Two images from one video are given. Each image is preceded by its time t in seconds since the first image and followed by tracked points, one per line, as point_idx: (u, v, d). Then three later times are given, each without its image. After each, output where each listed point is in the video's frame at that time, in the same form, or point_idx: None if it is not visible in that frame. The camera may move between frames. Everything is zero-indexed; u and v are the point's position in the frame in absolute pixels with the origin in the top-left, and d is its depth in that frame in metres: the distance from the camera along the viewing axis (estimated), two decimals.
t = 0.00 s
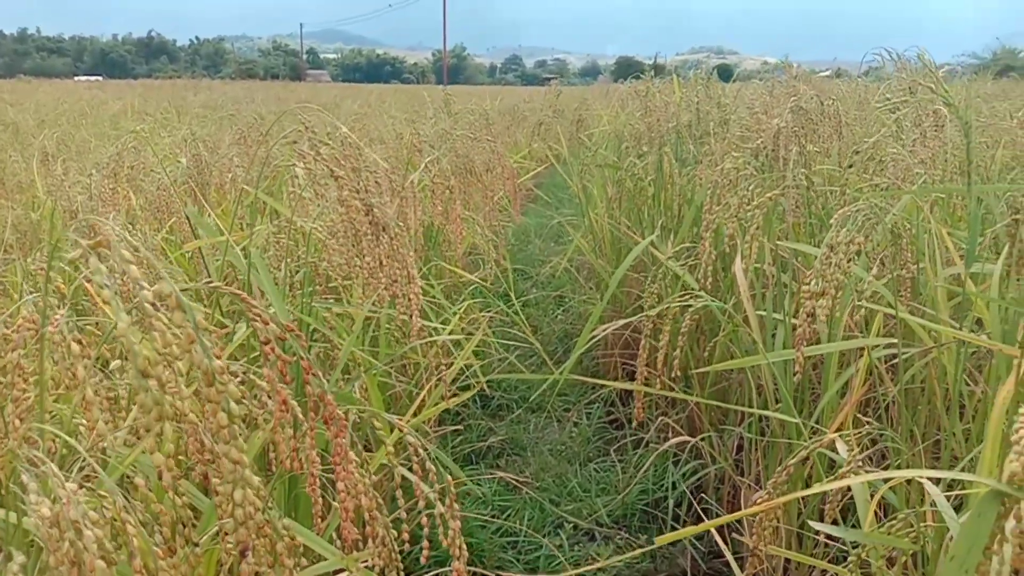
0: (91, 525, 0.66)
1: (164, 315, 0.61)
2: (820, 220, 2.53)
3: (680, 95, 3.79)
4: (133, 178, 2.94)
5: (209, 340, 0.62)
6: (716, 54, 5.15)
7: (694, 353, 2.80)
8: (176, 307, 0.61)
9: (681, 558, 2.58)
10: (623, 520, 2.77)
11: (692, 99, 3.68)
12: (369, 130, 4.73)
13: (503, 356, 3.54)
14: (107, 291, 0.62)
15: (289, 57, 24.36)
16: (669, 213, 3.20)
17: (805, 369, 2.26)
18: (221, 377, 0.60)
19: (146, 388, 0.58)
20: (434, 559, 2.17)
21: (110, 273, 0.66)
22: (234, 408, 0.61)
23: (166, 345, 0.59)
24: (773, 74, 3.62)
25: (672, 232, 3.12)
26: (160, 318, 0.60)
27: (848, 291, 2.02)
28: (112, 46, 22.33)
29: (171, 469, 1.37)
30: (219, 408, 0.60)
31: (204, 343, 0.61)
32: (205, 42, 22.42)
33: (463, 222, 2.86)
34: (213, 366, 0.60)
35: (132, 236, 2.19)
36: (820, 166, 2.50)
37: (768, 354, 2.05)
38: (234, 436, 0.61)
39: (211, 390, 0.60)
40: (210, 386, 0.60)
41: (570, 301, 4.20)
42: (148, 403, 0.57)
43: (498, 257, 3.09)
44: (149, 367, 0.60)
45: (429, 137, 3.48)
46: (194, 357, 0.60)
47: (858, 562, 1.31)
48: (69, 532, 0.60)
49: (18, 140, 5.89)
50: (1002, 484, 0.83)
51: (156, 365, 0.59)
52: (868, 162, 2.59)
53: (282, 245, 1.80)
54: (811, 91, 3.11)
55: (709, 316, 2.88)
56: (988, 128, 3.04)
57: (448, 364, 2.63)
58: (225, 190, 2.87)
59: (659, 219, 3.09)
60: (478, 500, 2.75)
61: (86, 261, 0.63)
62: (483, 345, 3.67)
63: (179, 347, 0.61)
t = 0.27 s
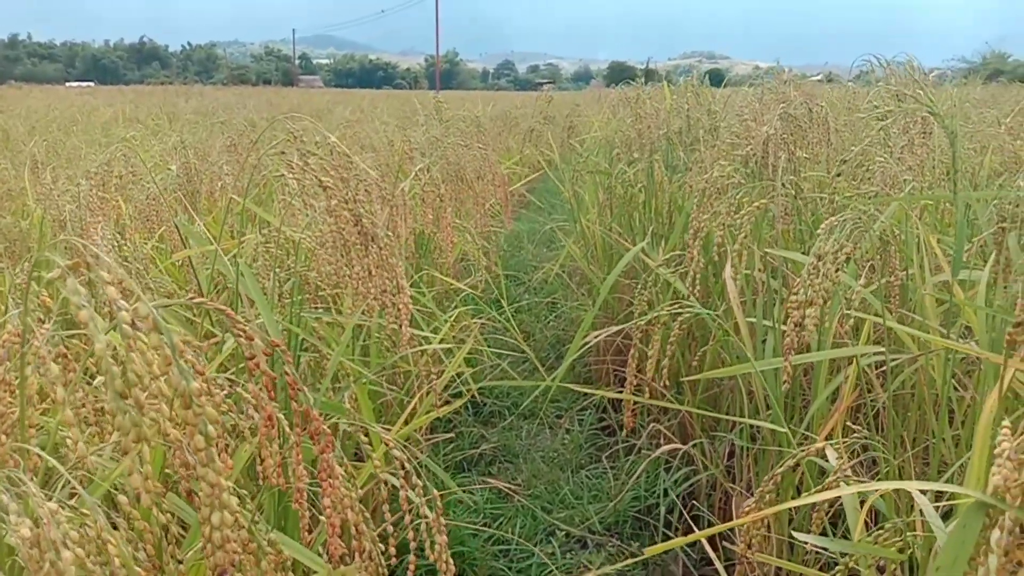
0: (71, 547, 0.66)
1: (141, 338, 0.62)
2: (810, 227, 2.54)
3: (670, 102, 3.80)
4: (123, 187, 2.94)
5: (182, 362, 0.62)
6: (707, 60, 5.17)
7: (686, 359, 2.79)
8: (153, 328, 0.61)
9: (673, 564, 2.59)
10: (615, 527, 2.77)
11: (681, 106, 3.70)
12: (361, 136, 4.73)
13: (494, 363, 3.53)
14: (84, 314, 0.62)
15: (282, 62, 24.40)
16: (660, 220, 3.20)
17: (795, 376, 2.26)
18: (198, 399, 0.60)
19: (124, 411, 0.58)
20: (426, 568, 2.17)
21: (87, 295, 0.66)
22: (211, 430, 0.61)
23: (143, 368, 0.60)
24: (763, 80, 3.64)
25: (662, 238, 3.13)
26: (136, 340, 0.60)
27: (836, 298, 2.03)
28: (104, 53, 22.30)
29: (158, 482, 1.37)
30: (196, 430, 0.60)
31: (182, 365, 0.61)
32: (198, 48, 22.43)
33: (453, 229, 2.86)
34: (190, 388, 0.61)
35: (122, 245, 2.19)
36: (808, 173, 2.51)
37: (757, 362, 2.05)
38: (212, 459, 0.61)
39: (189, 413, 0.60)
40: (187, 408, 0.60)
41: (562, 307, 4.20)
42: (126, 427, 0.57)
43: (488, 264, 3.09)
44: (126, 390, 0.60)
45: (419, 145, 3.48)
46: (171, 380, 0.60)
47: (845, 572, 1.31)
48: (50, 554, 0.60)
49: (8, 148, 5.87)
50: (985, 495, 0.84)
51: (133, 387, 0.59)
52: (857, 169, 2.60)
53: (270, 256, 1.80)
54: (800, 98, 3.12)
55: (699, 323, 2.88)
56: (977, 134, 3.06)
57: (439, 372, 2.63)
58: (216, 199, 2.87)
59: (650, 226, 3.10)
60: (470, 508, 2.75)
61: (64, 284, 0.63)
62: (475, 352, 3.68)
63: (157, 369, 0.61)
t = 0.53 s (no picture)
0: (58, 552, 0.66)
1: (129, 342, 0.62)
2: (799, 227, 2.55)
3: (661, 102, 3.81)
4: (113, 188, 2.94)
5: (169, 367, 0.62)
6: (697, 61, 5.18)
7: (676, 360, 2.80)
8: (139, 333, 0.61)
9: (664, 564, 2.59)
10: (606, 526, 2.78)
11: (672, 107, 3.70)
12: (352, 136, 4.73)
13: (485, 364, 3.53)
14: (71, 318, 0.62)
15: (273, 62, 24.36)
16: (650, 220, 3.21)
17: (784, 376, 2.26)
18: (186, 403, 0.60)
19: (111, 415, 0.58)
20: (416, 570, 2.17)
21: (73, 300, 0.66)
22: (199, 434, 0.61)
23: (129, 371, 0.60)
24: (753, 81, 3.65)
25: (653, 239, 3.14)
26: (122, 345, 0.60)
27: (825, 299, 2.04)
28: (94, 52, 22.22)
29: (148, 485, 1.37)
30: (184, 434, 0.60)
31: (169, 370, 0.62)
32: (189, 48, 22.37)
33: (444, 230, 2.86)
34: (178, 393, 0.61)
35: (112, 246, 2.18)
36: (797, 174, 2.52)
37: (746, 363, 2.06)
38: (199, 463, 0.61)
39: (177, 417, 0.61)
40: (175, 412, 0.61)
41: (553, 307, 4.21)
42: (113, 431, 0.57)
43: (479, 265, 3.09)
44: (114, 394, 0.61)
45: (410, 145, 3.48)
46: (158, 384, 0.60)
47: (833, 571, 1.32)
48: (36, 559, 0.60)
49: None
50: (969, 497, 0.84)
51: (121, 391, 0.60)
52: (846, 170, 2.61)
53: (260, 258, 1.79)
54: (790, 98, 3.13)
55: (690, 323, 2.89)
56: (965, 135, 3.08)
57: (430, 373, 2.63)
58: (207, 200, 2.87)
59: (640, 227, 3.10)
60: (461, 508, 2.75)
61: (51, 289, 0.63)
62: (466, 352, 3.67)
63: (144, 374, 0.61)
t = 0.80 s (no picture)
0: (38, 566, 0.66)
1: (108, 355, 0.62)
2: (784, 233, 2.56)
3: (647, 108, 3.82)
4: (97, 193, 2.93)
5: (149, 380, 0.62)
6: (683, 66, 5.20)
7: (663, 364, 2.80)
8: (119, 345, 0.62)
9: (651, 568, 2.59)
10: (593, 531, 2.78)
11: (658, 112, 3.72)
12: (339, 140, 4.73)
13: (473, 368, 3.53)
14: (52, 330, 0.62)
15: (260, 63, 24.30)
16: (637, 225, 3.22)
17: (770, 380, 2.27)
18: (166, 416, 0.61)
19: (91, 428, 0.58)
20: None
21: (52, 314, 0.66)
22: (179, 447, 0.62)
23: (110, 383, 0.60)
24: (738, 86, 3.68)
25: (639, 243, 3.16)
26: (102, 357, 0.60)
27: (808, 304, 2.06)
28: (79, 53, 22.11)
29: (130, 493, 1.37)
30: (164, 447, 0.61)
31: (149, 382, 0.62)
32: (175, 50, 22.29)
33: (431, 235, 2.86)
34: (158, 406, 0.61)
35: (96, 253, 2.18)
36: (782, 179, 2.54)
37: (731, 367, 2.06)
38: (180, 474, 0.62)
39: (157, 430, 0.61)
40: (156, 425, 0.61)
41: (540, 311, 4.21)
42: (93, 444, 0.58)
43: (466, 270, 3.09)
44: (93, 408, 0.61)
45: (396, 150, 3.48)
46: (138, 397, 0.60)
47: None
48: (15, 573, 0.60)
49: None
50: (945, 503, 0.86)
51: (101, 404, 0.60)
52: (830, 176, 2.63)
53: (244, 264, 1.78)
54: (775, 104, 3.14)
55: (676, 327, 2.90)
56: (947, 140, 3.11)
57: (416, 378, 2.63)
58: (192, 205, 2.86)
59: (627, 232, 3.11)
60: (448, 513, 2.75)
61: (32, 304, 0.64)
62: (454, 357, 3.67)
63: (124, 387, 0.62)
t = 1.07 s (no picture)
0: None
1: (80, 377, 0.66)
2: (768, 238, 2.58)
3: (634, 113, 3.84)
4: (83, 200, 2.93)
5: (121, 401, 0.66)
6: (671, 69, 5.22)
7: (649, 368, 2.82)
8: (91, 366, 0.66)
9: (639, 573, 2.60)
10: (581, 536, 2.78)
11: (644, 117, 3.74)
12: (327, 146, 4.73)
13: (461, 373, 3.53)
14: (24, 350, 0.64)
15: (249, 68, 24.25)
16: (623, 230, 3.23)
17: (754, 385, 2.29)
18: (138, 436, 0.65)
19: (65, 446, 0.62)
20: None
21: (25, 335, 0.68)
22: (150, 466, 0.67)
23: (85, 403, 0.64)
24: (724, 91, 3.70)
25: (625, 249, 3.17)
26: (76, 378, 0.64)
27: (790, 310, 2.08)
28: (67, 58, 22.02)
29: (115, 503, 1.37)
30: (136, 466, 0.66)
31: (120, 403, 0.66)
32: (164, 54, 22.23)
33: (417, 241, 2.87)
34: (129, 426, 0.66)
35: (82, 262, 2.17)
36: (766, 185, 2.56)
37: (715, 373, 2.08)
38: (152, 492, 0.66)
39: (129, 449, 0.66)
40: (128, 444, 0.66)
41: (529, 315, 4.22)
42: (67, 462, 0.61)
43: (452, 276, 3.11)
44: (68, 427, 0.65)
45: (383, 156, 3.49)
46: (111, 416, 0.65)
47: None
48: None
49: None
50: (922, 510, 0.87)
51: (74, 423, 0.64)
52: (814, 181, 2.65)
53: (229, 273, 1.79)
54: (760, 109, 3.16)
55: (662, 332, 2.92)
56: (931, 144, 3.13)
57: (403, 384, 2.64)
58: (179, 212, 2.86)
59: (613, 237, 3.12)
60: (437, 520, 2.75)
61: (4, 320, 0.65)
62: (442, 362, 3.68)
63: (95, 407, 0.66)
